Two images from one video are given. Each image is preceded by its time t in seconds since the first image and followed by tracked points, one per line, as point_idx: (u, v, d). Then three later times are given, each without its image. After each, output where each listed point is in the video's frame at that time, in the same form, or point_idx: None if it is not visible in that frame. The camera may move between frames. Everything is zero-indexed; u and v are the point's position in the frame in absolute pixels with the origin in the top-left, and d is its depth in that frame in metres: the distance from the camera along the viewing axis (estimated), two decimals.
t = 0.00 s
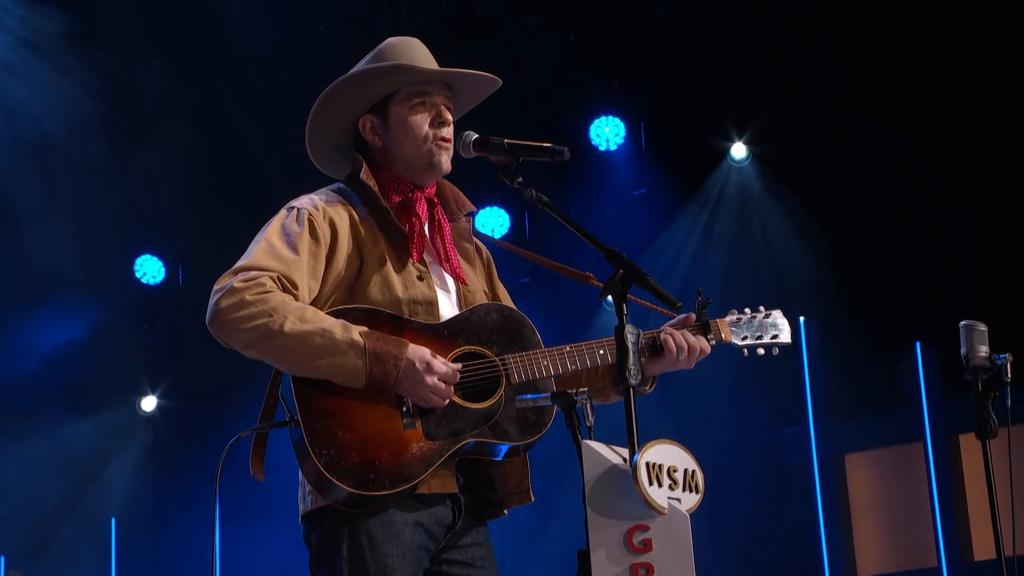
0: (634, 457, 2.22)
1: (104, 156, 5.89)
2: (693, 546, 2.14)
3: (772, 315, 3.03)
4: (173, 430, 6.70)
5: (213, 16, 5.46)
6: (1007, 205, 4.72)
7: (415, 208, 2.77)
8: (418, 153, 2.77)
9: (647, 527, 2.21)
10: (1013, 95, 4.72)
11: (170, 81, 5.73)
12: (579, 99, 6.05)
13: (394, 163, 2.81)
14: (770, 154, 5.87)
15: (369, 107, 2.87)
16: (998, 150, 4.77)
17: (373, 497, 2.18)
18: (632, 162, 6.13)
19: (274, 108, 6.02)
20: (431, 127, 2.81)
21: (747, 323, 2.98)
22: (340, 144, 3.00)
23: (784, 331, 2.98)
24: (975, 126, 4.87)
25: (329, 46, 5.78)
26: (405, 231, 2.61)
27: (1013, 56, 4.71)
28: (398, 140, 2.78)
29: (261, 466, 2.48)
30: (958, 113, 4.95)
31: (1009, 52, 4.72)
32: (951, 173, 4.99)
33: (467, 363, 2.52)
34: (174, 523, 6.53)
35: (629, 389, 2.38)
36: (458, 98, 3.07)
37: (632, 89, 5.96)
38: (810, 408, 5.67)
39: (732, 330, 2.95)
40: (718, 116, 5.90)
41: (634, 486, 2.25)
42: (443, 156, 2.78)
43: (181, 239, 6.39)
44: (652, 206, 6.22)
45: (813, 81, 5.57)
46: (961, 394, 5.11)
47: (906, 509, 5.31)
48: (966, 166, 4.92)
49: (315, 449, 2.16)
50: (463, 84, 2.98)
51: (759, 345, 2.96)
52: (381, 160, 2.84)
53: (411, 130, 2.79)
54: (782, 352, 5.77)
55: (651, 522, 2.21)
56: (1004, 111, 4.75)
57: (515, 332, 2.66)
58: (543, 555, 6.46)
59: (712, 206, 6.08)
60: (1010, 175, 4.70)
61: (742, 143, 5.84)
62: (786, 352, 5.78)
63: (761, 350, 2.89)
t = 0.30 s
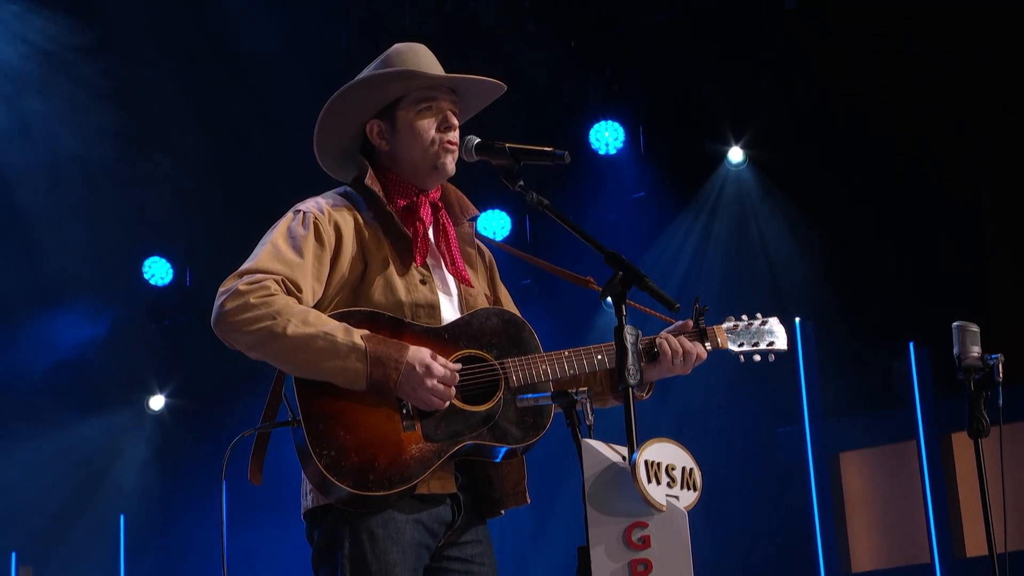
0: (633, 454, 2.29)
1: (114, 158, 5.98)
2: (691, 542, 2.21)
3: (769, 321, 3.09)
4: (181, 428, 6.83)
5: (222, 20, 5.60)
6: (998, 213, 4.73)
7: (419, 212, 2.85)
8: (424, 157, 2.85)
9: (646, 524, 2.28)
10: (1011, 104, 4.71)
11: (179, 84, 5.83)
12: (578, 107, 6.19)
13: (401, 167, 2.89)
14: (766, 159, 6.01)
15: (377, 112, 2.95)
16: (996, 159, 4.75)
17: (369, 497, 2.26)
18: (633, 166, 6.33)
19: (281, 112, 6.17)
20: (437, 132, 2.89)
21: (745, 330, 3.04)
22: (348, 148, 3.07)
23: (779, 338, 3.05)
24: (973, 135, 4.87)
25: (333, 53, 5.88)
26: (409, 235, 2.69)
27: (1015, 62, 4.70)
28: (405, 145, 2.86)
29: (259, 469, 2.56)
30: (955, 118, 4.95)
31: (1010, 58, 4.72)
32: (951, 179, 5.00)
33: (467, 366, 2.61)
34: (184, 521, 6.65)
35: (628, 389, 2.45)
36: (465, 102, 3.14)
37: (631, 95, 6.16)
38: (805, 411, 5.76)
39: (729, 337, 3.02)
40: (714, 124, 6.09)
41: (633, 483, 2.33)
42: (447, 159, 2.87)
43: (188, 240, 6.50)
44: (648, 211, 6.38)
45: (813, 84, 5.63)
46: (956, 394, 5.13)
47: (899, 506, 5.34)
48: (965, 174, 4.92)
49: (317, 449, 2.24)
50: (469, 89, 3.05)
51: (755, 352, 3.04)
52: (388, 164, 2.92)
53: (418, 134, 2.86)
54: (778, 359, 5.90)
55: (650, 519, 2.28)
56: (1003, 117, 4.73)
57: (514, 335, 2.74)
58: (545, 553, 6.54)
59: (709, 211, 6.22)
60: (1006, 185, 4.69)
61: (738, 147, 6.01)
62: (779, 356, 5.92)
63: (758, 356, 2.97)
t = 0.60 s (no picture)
0: (638, 450, 2.35)
1: (128, 160, 6.09)
2: (695, 537, 2.30)
3: (771, 319, 3.16)
4: (196, 424, 6.99)
5: (232, 25, 5.65)
6: (999, 214, 4.80)
7: (427, 212, 2.94)
8: (432, 157, 2.93)
9: (650, 518, 2.37)
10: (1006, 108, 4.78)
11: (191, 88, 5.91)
12: (581, 108, 6.23)
13: (409, 168, 2.98)
14: (768, 160, 6.08)
15: (386, 115, 3.04)
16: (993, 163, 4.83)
17: (379, 492, 2.36)
18: (636, 168, 6.43)
19: (289, 115, 6.25)
20: (445, 133, 2.98)
21: (748, 328, 3.12)
22: (358, 151, 3.16)
23: (782, 336, 3.12)
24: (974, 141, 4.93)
25: (341, 56, 5.95)
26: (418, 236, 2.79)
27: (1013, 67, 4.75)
28: (414, 146, 2.95)
29: (275, 463, 2.65)
30: (953, 120, 5.02)
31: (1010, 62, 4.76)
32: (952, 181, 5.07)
33: (475, 362, 2.69)
34: (195, 516, 6.76)
35: (633, 387, 2.52)
36: (472, 105, 3.24)
37: (634, 97, 6.16)
38: (806, 404, 5.81)
39: (731, 335, 3.09)
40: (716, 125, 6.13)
41: (638, 478, 2.40)
42: (455, 160, 2.95)
43: (201, 240, 6.69)
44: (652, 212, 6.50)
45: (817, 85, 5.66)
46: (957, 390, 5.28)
47: (898, 502, 5.52)
48: (966, 176, 4.99)
49: (326, 445, 2.33)
50: (475, 92, 3.15)
51: (759, 349, 3.11)
52: (397, 165, 3.01)
53: (426, 135, 2.95)
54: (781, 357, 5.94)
55: (654, 513, 2.37)
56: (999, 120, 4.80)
57: (521, 333, 2.83)
58: (551, 547, 6.66)
59: (712, 211, 6.32)
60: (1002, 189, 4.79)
61: (741, 149, 6.07)
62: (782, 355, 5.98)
63: (761, 354, 3.05)
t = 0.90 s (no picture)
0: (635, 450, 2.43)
1: (134, 163, 6.19)
2: (689, 534, 2.37)
3: (768, 315, 3.20)
4: (203, 423, 7.08)
5: (235, 30, 5.74)
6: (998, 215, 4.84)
7: (427, 214, 3.00)
8: (431, 160, 3.00)
9: (648, 516, 2.45)
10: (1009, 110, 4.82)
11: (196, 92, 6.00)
12: (581, 114, 6.31)
13: (409, 171, 3.06)
14: (763, 164, 6.16)
15: (386, 120, 3.12)
16: (994, 164, 4.87)
17: (384, 487, 2.44)
18: (635, 172, 6.47)
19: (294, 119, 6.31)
20: (444, 137, 3.05)
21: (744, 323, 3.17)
22: (360, 157, 3.24)
23: (778, 331, 3.16)
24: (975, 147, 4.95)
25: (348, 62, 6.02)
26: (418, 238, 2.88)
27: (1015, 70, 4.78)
28: (413, 149, 3.03)
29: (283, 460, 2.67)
30: (952, 121, 5.06)
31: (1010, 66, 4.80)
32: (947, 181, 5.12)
33: (474, 360, 2.77)
34: (199, 515, 6.80)
35: (630, 386, 2.60)
36: (471, 109, 3.31)
37: (632, 103, 6.20)
38: (801, 403, 5.92)
39: (728, 331, 3.14)
40: (714, 128, 6.16)
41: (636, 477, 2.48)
42: (455, 161, 3.01)
43: (209, 242, 6.77)
44: (650, 214, 6.60)
45: (815, 88, 5.69)
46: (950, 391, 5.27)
47: (895, 499, 5.54)
48: (964, 178, 5.03)
49: (331, 443, 2.43)
50: (473, 96, 3.22)
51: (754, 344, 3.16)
52: (397, 169, 3.08)
53: (425, 139, 3.03)
54: (777, 352, 6.04)
55: (652, 510, 2.45)
56: (999, 121, 4.86)
57: (521, 331, 2.91)
58: (551, 544, 6.74)
59: (709, 214, 6.41)
60: (1005, 189, 4.81)
61: (737, 154, 6.15)
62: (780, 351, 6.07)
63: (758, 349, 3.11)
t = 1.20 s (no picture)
0: (628, 447, 2.52)
1: (137, 168, 6.27)
2: (681, 530, 2.44)
3: (760, 312, 3.27)
4: (204, 420, 7.16)
5: (235, 35, 5.88)
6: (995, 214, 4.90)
7: (424, 216, 3.06)
8: (428, 163, 3.07)
9: (642, 513, 2.52)
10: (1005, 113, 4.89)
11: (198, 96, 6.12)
12: (578, 118, 6.37)
13: (407, 176, 3.13)
14: (759, 169, 6.21)
15: (383, 124, 3.20)
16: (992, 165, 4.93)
17: (383, 484, 2.51)
18: (628, 174, 6.56)
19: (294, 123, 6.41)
20: (440, 141, 3.12)
21: (736, 321, 3.23)
22: (358, 161, 3.32)
23: (769, 329, 3.23)
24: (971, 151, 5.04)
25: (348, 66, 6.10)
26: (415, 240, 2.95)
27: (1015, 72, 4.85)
28: (410, 154, 3.10)
29: (282, 462, 2.77)
30: (950, 122, 5.13)
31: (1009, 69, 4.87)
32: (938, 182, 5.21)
33: (470, 358, 2.82)
34: (201, 516, 6.89)
35: (625, 385, 2.71)
36: (466, 113, 3.38)
37: (627, 108, 6.26)
38: (791, 402, 6.02)
39: (720, 328, 3.20)
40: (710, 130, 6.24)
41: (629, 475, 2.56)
42: (451, 164, 3.07)
43: (211, 244, 6.86)
44: (642, 218, 6.66)
45: (812, 89, 5.77)
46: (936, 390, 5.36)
47: (883, 495, 5.66)
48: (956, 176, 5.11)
49: (330, 441, 2.50)
50: (469, 101, 3.29)
51: (746, 341, 3.23)
52: (395, 172, 3.16)
53: (422, 143, 3.10)
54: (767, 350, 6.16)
55: (646, 507, 2.52)
56: (998, 123, 4.92)
57: (516, 330, 2.95)
58: (548, 539, 6.87)
59: (701, 217, 6.47)
60: (1000, 190, 4.89)
61: (729, 157, 6.18)
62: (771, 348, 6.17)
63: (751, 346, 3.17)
